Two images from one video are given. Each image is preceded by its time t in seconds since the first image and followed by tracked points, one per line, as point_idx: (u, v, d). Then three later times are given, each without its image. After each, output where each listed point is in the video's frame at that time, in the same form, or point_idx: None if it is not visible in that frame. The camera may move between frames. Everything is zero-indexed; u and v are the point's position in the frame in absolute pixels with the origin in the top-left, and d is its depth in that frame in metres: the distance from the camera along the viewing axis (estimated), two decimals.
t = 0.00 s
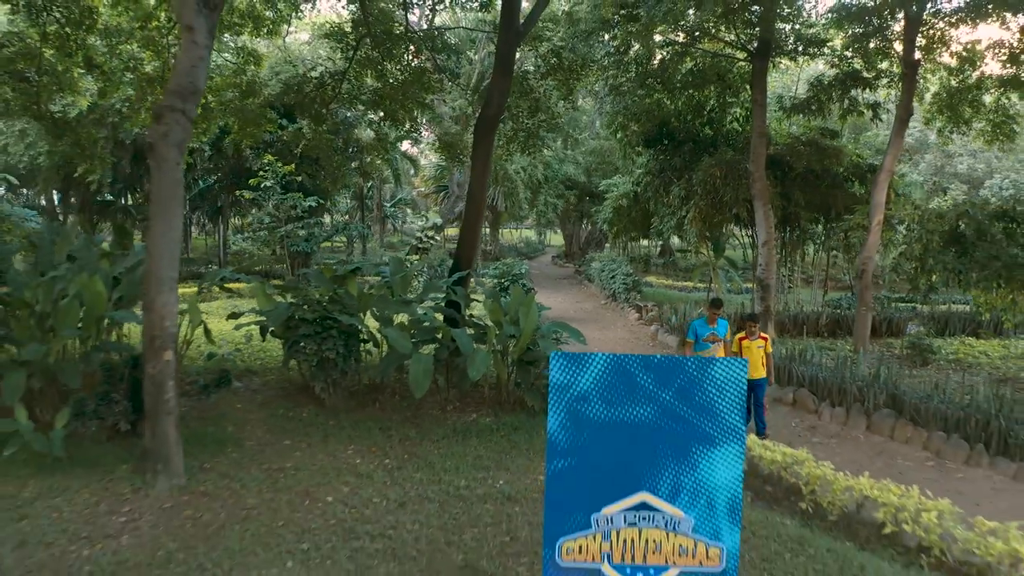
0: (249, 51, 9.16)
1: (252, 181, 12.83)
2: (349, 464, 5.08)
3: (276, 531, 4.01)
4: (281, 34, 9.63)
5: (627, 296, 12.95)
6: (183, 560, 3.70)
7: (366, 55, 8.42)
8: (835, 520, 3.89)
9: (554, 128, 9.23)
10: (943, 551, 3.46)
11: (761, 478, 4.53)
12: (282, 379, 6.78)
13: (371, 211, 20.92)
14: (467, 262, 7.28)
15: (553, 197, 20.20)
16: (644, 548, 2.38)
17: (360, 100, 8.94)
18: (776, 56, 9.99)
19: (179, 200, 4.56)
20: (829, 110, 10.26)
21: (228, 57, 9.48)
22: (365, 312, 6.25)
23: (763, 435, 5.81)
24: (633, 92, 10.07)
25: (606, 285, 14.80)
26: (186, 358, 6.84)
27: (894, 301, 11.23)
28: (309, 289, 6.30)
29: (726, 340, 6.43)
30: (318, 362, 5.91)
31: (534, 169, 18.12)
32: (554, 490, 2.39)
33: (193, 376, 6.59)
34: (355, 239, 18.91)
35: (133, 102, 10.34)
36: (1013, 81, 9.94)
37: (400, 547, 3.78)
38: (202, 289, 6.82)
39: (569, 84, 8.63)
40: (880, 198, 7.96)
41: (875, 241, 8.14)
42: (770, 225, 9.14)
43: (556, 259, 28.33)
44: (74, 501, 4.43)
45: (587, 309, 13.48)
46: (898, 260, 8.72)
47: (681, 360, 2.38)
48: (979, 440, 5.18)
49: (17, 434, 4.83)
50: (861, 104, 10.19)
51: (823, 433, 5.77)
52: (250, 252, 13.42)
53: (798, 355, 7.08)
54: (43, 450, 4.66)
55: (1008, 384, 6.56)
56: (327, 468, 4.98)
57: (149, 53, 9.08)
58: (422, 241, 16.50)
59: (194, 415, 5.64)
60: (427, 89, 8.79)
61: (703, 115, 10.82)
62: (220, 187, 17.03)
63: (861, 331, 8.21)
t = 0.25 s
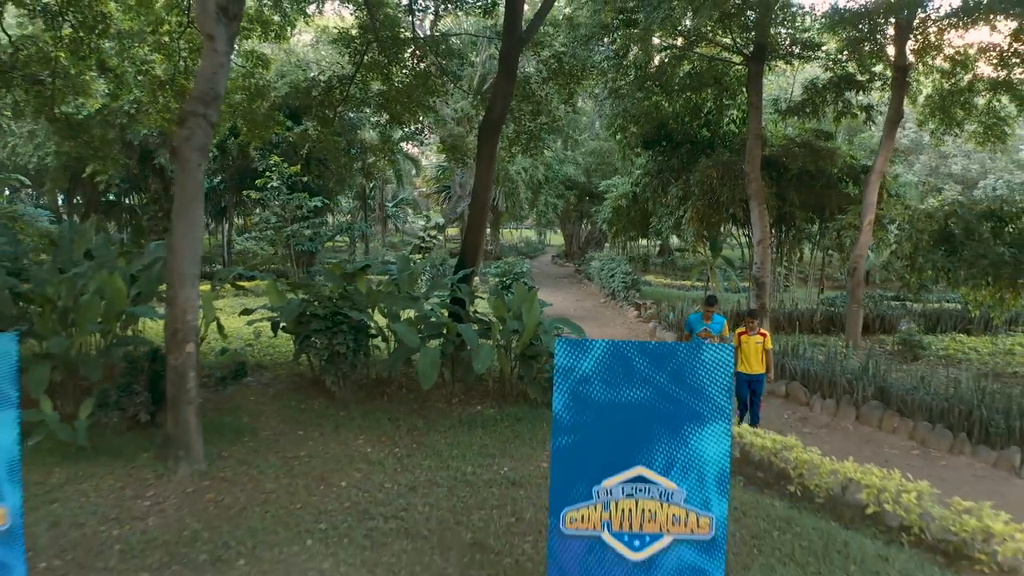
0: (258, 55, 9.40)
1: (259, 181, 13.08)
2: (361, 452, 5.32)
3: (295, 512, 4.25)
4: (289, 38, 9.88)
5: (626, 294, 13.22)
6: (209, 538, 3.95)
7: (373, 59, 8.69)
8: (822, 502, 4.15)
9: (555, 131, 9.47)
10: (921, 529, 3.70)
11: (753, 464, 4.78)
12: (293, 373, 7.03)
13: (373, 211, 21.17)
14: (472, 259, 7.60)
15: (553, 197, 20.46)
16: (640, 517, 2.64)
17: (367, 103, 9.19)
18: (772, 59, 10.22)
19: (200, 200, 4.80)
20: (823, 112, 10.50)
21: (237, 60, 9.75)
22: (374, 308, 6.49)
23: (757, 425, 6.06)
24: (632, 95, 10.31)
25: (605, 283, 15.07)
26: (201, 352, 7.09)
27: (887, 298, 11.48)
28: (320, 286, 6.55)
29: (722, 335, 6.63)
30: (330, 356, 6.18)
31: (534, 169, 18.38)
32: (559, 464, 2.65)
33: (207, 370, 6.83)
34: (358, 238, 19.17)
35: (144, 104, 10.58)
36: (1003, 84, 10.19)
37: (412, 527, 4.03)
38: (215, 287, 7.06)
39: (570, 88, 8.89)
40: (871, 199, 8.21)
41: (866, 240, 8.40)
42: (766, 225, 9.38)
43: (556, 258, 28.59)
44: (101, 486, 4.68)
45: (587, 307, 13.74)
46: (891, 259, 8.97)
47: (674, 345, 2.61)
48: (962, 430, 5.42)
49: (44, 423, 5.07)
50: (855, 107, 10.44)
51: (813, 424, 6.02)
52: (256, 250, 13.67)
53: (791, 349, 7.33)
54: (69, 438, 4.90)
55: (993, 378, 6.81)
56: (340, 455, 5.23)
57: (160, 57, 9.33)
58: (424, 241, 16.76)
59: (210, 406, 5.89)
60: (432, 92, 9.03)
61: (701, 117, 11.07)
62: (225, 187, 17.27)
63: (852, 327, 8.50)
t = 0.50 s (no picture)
0: (264, 58, 9.58)
1: (264, 182, 13.28)
2: (369, 443, 5.53)
3: (309, 498, 4.46)
4: (294, 42, 10.08)
5: (626, 292, 13.44)
6: (228, 521, 4.15)
7: (378, 63, 8.88)
8: (811, 488, 4.35)
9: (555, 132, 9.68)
10: (905, 512, 3.91)
11: (746, 454, 4.98)
12: (301, 368, 7.24)
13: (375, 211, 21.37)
14: (474, 257, 7.84)
15: (553, 197, 20.66)
16: (637, 495, 2.85)
17: (372, 105, 9.39)
18: (769, 62, 10.42)
19: (216, 201, 5.00)
20: (818, 114, 10.70)
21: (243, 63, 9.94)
22: (381, 305, 6.69)
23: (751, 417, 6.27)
24: (631, 97, 10.50)
25: (604, 282, 15.29)
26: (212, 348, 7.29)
27: (882, 297, 11.70)
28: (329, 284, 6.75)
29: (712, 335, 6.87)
30: (338, 352, 6.39)
31: (535, 170, 18.59)
32: (561, 445, 2.85)
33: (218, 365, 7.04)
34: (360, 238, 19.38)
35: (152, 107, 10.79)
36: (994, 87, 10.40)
37: (421, 512, 4.23)
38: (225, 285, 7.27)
39: (570, 91, 9.09)
40: (865, 199, 8.42)
41: (859, 239, 8.62)
42: (762, 224, 9.59)
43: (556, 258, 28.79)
44: (122, 473, 4.88)
45: (587, 305, 13.95)
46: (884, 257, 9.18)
47: (668, 334, 2.82)
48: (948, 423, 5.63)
49: (64, 415, 5.26)
50: (849, 109, 10.64)
51: (806, 416, 6.24)
52: (261, 250, 13.88)
53: (785, 345, 7.55)
54: (89, 429, 5.10)
55: (980, 373, 7.01)
56: (349, 446, 5.43)
57: (169, 60, 9.52)
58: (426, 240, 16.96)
59: (223, 399, 6.08)
60: (435, 95, 9.22)
61: (699, 118, 11.26)
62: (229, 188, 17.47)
63: (846, 324, 8.72)
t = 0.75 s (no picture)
0: (271, 61, 9.80)
1: (270, 182, 13.51)
2: (379, 434, 5.76)
3: (324, 482, 4.69)
4: (301, 45, 10.29)
5: (625, 291, 13.68)
6: (249, 503, 4.38)
7: (384, 66, 9.11)
8: (801, 473, 4.59)
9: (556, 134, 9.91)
10: (889, 495, 4.14)
11: (739, 442, 5.22)
12: (310, 362, 7.47)
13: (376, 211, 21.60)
14: (477, 255, 8.10)
15: (553, 197, 20.89)
16: (635, 473, 3.08)
17: (377, 107, 9.62)
18: (765, 65, 10.65)
19: (233, 201, 5.23)
20: (813, 116, 10.93)
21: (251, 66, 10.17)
22: (387, 302, 6.92)
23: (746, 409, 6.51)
24: (630, 99, 10.72)
25: (604, 281, 15.54)
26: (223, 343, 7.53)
27: (876, 295, 11.94)
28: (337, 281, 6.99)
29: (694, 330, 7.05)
30: (347, 346, 6.62)
31: (535, 170, 18.81)
32: (564, 427, 3.08)
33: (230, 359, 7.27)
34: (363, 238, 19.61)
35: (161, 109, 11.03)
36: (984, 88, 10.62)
37: (431, 495, 4.46)
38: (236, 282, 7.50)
39: (571, 94, 9.33)
40: (857, 199, 8.65)
41: (852, 238, 8.86)
42: (758, 224, 9.82)
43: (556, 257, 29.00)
44: (143, 461, 5.11)
45: (587, 303, 14.19)
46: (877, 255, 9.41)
47: (664, 324, 3.05)
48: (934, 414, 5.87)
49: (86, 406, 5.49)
50: (844, 111, 10.87)
51: (798, 408, 6.48)
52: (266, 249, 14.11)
53: (779, 341, 7.78)
54: (111, 420, 5.32)
55: (967, 367, 7.25)
56: (360, 436, 5.67)
57: (178, 63, 9.75)
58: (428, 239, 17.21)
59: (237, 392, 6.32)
60: (439, 97, 9.46)
61: (697, 120, 11.49)
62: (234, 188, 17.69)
63: (839, 320, 8.95)
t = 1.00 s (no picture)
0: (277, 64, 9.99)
1: (274, 183, 13.71)
2: (386, 426, 5.96)
3: (336, 470, 4.90)
4: (306, 48, 10.48)
5: (624, 290, 13.91)
6: (264, 489, 4.59)
7: (388, 69, 9.31)
8: (792, 462, 4.79)
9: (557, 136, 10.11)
10: (875, 482, 4.35)
11: (733, 433, 5.43)
12: (317, 358, 7.67)
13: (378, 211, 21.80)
14: (479, 254, 8.33)
15: (553, 198, 21.08)
16: (632, 457, 3.29)
17: (382, 110, 9.82)
18: (761, 67, 10.84)
19: (246, 201, 5.43)
20: (809, 118, 11.12)
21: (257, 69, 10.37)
22: (393, 299, 7.13)
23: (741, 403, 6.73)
24: (629, 101, 10.91)
25: (604, 280, 15.76)
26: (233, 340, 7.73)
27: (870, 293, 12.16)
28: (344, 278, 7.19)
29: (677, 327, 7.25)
30: (354, 342, 6.82)
31: (535, 171, 19.01)
32: (566, 414, 3.28)
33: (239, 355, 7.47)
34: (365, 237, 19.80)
35: (169, 110, 11.23)
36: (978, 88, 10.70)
37: (438, 483, 4.67)
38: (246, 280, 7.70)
39: (571, 96, 9.53)
40: (851, 200, 8.86)
41: (846, 237, 9.06)
42: (754, 224, 10.03)
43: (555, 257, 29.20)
44: (160, 451, 5.31)
45: (587, 302, 14.41)
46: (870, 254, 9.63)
47: (660, 316, 3.26)
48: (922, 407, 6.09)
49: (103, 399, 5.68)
50: (839, 112, 11.06)
51: (791, 402, 6.69)
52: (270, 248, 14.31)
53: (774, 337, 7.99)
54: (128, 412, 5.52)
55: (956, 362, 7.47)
56: (368, 427, 5.88)
57: (186, 66, 9.95)
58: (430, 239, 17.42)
59: (248, 386, 6.52)
60: (442, 99, 9.65)
61: (695, 121, 11.69)
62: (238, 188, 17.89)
63: (833, 318, 9.16)
